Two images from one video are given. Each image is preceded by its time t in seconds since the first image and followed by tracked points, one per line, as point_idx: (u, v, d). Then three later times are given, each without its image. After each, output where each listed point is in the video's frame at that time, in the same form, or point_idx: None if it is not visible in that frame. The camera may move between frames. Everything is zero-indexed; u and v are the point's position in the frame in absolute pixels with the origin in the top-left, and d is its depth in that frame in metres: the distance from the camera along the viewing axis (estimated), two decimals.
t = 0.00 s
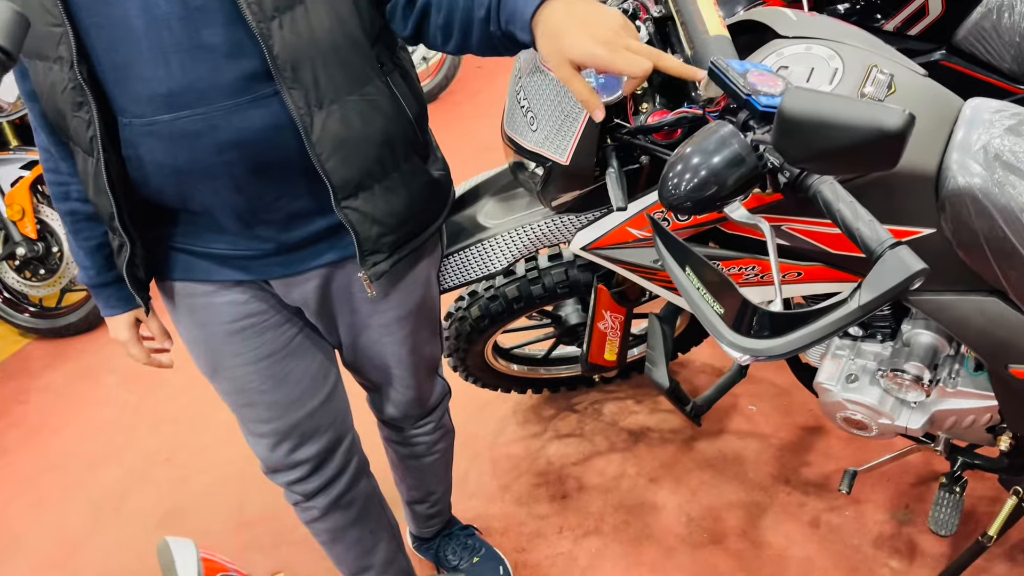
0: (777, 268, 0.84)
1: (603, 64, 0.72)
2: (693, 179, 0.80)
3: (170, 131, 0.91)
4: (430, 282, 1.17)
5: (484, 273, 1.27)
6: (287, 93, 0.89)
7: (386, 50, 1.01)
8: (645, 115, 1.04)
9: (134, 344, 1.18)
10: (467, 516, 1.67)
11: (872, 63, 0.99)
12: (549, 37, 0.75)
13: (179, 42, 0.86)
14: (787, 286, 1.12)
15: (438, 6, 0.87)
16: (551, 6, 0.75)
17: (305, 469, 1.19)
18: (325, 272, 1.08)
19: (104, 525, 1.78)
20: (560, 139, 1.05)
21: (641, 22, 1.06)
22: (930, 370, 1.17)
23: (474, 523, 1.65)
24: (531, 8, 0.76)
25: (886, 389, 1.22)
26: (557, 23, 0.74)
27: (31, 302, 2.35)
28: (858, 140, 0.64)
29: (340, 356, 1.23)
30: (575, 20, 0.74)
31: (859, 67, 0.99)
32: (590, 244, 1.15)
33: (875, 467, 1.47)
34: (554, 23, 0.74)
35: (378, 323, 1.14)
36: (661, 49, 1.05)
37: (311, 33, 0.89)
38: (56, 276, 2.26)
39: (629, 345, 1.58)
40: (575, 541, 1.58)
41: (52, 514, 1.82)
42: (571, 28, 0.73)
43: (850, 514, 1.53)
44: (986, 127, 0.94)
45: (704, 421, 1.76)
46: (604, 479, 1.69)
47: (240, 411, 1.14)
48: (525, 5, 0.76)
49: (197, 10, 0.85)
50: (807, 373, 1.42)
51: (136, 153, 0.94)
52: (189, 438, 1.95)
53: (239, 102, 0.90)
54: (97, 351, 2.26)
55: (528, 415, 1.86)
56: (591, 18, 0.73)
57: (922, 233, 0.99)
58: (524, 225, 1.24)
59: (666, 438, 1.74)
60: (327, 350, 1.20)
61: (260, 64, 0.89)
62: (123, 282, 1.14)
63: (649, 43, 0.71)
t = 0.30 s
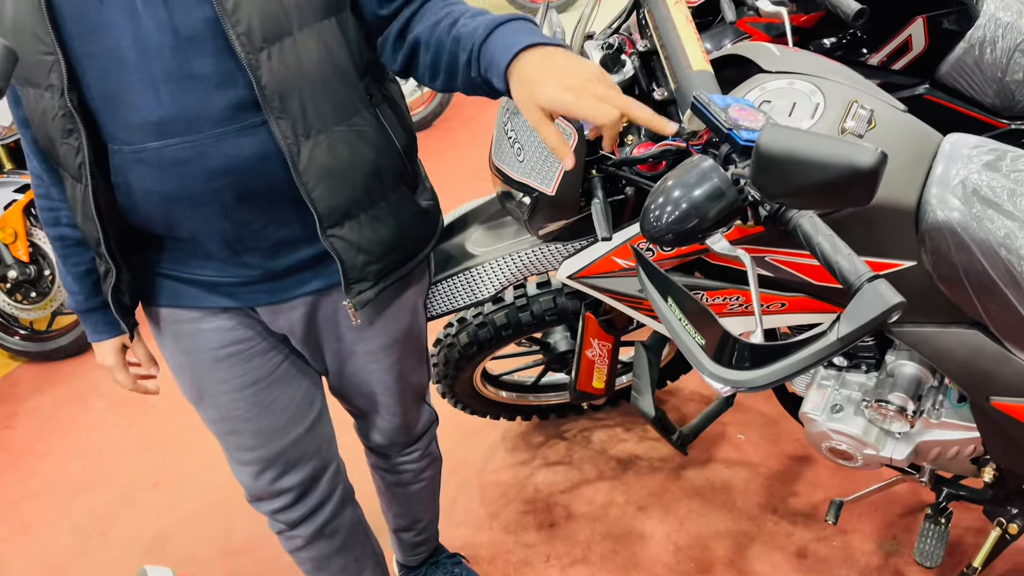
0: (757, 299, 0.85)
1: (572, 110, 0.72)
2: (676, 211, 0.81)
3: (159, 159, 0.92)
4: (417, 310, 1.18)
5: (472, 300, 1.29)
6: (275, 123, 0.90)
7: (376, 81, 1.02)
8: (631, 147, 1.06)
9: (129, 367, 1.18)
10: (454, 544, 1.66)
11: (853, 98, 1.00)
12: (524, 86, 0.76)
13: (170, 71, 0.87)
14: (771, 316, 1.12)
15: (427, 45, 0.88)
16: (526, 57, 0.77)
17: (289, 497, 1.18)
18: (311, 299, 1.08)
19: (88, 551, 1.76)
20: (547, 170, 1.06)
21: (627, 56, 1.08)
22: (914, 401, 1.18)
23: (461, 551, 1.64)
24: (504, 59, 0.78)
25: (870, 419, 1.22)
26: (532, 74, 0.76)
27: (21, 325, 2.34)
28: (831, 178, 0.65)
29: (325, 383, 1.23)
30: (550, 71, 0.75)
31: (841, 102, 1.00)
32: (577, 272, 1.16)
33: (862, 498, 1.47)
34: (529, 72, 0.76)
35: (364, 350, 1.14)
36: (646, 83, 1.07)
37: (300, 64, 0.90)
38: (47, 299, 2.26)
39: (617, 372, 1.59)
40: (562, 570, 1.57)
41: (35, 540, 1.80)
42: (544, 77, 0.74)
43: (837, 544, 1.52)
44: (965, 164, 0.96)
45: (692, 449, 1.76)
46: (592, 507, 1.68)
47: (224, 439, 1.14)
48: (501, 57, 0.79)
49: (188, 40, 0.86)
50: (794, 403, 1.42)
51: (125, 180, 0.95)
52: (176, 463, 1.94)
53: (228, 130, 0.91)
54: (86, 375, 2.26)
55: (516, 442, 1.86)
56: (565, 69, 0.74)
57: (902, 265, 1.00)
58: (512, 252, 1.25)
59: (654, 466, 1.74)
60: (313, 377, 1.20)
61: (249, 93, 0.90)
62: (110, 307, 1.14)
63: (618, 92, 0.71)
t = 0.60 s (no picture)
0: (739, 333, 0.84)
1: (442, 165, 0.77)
2: (657, 244, 0.81)
3: (142, 185, 0.91)
4: (402, 337, 1.17)
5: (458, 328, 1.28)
6: (266, 151, 0.89)
7: (365, 109, 1.01)
8: (615, 177, 1.07)
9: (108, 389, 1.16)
10: (440, 572, 1.64)
11: (835, 131, 1.01)
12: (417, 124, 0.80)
13: (158, 99, 0.86)
14: (756, 347, 1.12)
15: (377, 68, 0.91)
16: (422, 99, 0.81)
17: (270, 525, 1.17)
18: (294, 325, 1.07)
19: None
20: (531, 200, 1.05)
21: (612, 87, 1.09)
22: (900, 433, 1.17)
23: None
24: (404, 95, 0.83)
25: (857, 450, 1.21)
26: (421, 114, 0.80)
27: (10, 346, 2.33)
28: (808, 218, 0.65)
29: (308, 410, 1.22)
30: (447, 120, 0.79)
31: (823, 134, 1.00)
32: (562, 301, 1.16)
33: (851, 528, 1.46)
34: (419, 112, 0.80)
35: (348, 376, 1.13)
36: (631, 114, 1.08)
37: (292, 93, 0.89)
38: (37, 320, 2.25)
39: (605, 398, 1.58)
40: None
41: (17, 564, 1.78)
42: (430, 122, 0.78)
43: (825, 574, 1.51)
44: (945, 198, 0.97)
45: (681, 476, 1.75)
46: (579, 534, 1.67)
47: (205, 465, 1.13)
48: (404, 93, 0.83)
49: (178, 68, 0.85)
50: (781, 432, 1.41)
51: (108, 206, 0.95)
52: (162, 486, 1.92)
53: (213, 157, 0.90)
54: (74, 396, 2.24)
55: (504, 468, 1.85)
56: (454, 121, 0.78)
57: (885, 298, 1.00)
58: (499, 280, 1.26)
59: (643, 493, 1.73)
60: (297, 404, 1.19)
61: (238, 121, 0.89)
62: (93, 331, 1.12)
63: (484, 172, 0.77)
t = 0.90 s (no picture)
0: (715, 363, 0.83)
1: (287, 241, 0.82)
2: (631, 277, 0.81)
3: (119, 209, 0.88)
4: (381, 360, 1.16)
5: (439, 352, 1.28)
6: (254, 177, 0.87)
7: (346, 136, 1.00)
8: (595, 205, 1.06)
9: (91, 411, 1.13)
10: None
11: (815, 161, 1.00)
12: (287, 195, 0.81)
13: (138, 126, 0.83)
14: (737, 375, 1.11)
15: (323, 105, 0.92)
16: (301, 175, 0.81)
17: (249, 549, 1.14)
18: (271, 346, 1.04)
19: None
20: (511, 227, 1.05)
21: (592, 114, 1.09)
22: (882, 464, 1.16)
23: None
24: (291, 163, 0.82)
25: (839, 479, 1.20)
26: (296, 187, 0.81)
27: None
28: (779, 254, 0.65)
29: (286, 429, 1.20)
30: (310, 199, 0.81)
31: (804, 164, 1.00)
32: (544, 327, 1.15)
33: (837, 556, 1.44)
34: (294, 187, 0.81)
35: (327, 401, 1.11)
36: (611, 141, 1.08)
37: (277, 119, 0.87)
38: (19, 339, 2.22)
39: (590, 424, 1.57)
40: None
41: None
42: (295, 202, 0.80)
43: None
44: (924, 230, 0.97)
45: (667, 500, 1.73)
46: (564, 561, 1.65)
47: (182, 487, 1.10)
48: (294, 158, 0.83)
49: (161, 94, 0.82)
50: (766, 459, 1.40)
51: (84, 228, 0.92)
52: (143, 510, 1.90)
53: (194, 181, 0.87)
54: (55, 417, 2.21)
55: (489, 492, 1.83)
56: (317, 212, 0.80)
57: (865, 328, 0.99)
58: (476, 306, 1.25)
59: (628, 518, 1.72)
60: (272, 428, 1.16)
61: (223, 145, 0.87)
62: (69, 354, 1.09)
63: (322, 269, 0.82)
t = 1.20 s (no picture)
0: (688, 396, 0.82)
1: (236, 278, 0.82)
2: (601, 306, 0.79)
3: (70, 236, 0.86)
4: (347, 388, 1.14)
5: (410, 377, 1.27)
6: (210, 210, 0.86)
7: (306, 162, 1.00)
8: (572, 229, 1.05)
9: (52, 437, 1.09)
10: None
11: (793, 186, 0.99)
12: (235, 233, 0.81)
13: (89, 154, 0.81)
14: (713, 402, 1.10)
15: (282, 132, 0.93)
16: (250, 212, 0.81)
17: None
18: (229, 373, 1.02)
19: None
20: (484, 251, 1.03)
21: (568, 137, 1.08)
22: (864, 491, 1.15)
23: None
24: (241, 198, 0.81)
25: (820, 507, 1.18)
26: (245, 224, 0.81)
27: None
28: (745, 287, 0.63)
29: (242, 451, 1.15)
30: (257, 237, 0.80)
31: (781, 189, 0.99)
32: (519, 352, 1.13)
33: None
34: (244, 223, 0.81)
35: (290, 430, 1.09)
36: (587, 164, 1.06)
37: (234, 149, 0.87)
38: None
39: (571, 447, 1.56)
40: None
41: None
42: (244, 240, 0.80)
43: None
44: (901, 256, 0.96)
45: (651, 523, 1.71)
46: None
47: (136, 513, 1.04)
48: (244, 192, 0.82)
49: (110, 122, 0.80)
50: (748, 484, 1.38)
51: (33, 253, 0.89)
52: (118, 533, 1.86)
53: (146, 211, 0.85)
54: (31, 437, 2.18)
55: (471, 515, 1.81)
56: (265, 252, 0.80)
57: (844, 356, 0.98)
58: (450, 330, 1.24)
59: (611, 542, 1.69)
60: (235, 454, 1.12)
61: (176, 177, 0.85)
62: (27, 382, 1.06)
63: (270, 308, 0.82)
